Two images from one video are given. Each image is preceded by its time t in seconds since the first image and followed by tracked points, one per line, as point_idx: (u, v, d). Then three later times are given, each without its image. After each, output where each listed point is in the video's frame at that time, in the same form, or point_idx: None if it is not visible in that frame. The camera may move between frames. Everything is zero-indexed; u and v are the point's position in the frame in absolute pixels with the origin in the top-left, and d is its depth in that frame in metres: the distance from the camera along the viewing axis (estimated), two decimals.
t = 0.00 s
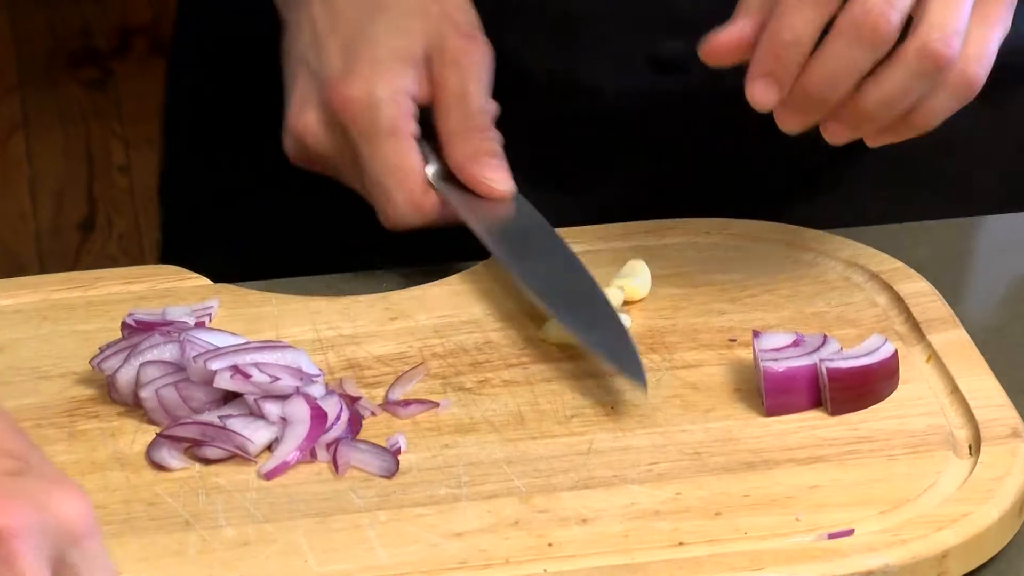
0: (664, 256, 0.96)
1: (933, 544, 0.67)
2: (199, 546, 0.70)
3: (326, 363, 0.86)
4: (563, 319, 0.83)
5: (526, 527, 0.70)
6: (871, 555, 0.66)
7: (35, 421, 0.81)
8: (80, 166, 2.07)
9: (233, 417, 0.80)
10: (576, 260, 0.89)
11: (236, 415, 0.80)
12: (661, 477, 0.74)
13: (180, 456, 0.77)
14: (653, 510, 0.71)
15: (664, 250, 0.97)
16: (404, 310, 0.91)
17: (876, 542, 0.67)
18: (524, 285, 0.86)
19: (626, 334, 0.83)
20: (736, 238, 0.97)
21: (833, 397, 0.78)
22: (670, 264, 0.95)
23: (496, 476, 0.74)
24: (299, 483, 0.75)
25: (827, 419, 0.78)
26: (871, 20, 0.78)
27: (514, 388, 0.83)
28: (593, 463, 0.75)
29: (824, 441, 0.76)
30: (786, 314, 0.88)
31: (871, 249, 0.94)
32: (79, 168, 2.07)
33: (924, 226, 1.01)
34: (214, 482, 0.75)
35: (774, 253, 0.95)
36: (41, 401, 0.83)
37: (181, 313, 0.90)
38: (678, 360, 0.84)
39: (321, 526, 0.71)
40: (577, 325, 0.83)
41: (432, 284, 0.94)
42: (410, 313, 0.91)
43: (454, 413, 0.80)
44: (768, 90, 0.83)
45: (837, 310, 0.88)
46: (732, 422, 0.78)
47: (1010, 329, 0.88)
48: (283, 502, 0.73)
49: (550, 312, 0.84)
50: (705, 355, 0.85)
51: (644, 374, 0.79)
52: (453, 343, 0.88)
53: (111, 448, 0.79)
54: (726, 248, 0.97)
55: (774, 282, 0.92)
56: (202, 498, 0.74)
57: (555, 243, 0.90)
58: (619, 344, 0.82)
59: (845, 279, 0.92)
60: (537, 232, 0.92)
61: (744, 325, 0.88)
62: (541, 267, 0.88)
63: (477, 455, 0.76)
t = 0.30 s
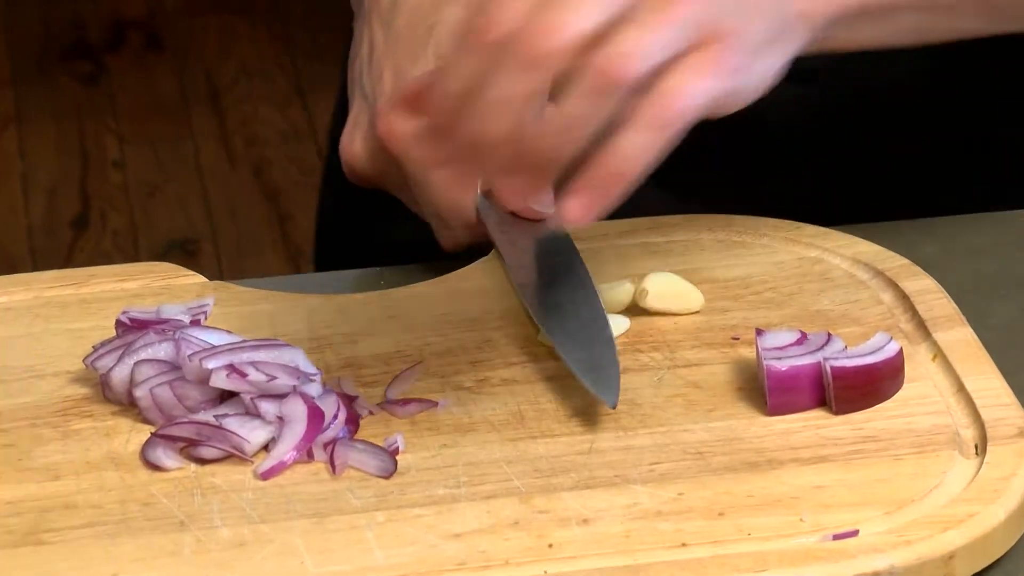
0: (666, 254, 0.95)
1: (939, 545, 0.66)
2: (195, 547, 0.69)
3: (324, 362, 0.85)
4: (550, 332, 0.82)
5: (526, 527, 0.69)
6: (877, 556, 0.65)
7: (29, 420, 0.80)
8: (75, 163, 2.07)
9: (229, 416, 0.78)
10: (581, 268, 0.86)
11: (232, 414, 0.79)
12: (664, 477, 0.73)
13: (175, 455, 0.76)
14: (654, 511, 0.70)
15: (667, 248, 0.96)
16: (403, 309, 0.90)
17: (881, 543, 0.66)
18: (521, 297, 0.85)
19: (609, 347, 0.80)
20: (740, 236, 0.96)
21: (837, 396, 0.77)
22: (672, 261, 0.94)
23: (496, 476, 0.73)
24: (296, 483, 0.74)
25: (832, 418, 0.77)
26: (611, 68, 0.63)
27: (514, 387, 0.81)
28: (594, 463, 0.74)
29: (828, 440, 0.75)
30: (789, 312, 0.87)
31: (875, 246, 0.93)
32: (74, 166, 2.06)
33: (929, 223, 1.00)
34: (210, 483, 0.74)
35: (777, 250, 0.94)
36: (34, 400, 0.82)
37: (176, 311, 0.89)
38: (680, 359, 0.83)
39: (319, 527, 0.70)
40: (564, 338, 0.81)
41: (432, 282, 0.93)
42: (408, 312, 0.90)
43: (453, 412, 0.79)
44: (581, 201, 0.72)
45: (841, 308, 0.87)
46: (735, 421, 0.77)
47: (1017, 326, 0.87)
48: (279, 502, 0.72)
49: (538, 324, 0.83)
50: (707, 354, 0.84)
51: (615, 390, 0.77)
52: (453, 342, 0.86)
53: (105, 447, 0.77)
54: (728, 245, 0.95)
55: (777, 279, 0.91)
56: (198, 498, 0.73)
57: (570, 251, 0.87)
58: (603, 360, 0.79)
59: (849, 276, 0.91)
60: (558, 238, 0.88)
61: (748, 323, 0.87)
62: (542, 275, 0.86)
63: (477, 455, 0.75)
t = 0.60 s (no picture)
0: (666, 253, 0.95)
1: (940, 545, 0.65)
2: (194, 548, 0.68)
3: (324, 362, 0.85)
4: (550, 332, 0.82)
5: (526, 528, 0.69)
6: (879, 556, 0.65)
7: (27, 420, 0.80)
8: (73, 162, 2.06)
9: (228, 416, 0.78)
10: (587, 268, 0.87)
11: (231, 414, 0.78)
12: (664, 477, 0.73)
13: (174, 455, 0.75)
14: (655, 511, 0.70)
15: (667, 248, 0.95)
16: (403, 309, 0.89)
17: (883, 543, 0.66)
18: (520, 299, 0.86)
19: (610, 347, 0.81)
20: (740, 235, 0.96)
21: (838, 395, 0.77)
22: (673, 261, 0.94)
23: (496, 476, 0.73)
24: (295, 483, 0.74)
25: (833, 417, 0.77)
26: (468, 179, 0.57)
27: (514, 387, 0.81)
28: (594, 463, 0.74)
29: (829, 440, 0.75)
30: (790, 312, 0.87)
31: (876, 245, 0.93)
32: (72, 165, 2.06)
33: (930, 222, 0.99)
34: (208, 483, 0.74)
35: (778, 249, 0.94)
36: (33, 400, 0.82)
37: (174, 310, 0.89)
38: (681, 358, 0.83)
39: (318, 527, 0.70)
40: (565, 337, 0.82)
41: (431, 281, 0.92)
42: (408, 311, 0.89)
43: (453, 412, 0.79)
44: (408, 233, 0.56)
45: (842, 307, 0.87)
46: (736, 420, 0.77)
47: (1019, 326, 0.86)
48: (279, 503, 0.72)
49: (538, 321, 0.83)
50: (708, 354, 0.83)
51: (616, 389, 0.77)
52: (453, 342, 0.86)
53: (104, 447, 0.77)
54: (730, 245, 0.95)
55: (778, 278, 0.91)
56: (197, 499, 0.72)
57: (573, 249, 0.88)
58: (603, 360, 0.80)
59: (851, 276, 0.90)
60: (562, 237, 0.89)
61: (748, 323, 0.86)
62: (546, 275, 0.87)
63: (477, 455, 0.75)
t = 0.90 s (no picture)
0: (666, 253, 0.95)
1: (941, 545, 0.65)
2: (193, 548, 0.68)
3: (324, 362, 0.85)
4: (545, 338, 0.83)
5: (526, 528, 0.69)
6: (879, 556, 0.65)
7: (26, 420, 0.80)
8: (73, 162, 2.06)
9: (228, 416, 0.78)
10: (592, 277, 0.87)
11: (231, 414, 0.78)
12: (664, 477, 0.73)
13: (174, 456, 0.75)
14: (655, 511, 0.70)
15: (667, 247, 0.95)
16: (402, 309, 0.89)
17: (883, 543, 0.66)
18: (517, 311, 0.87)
19: (604, 355, 0.80)
20: (740, 235, 0.96)
21: (838, 395, 0.77)
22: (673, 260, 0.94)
23: (495, 476, 0.73)
24: (295, 483, 0.73)
25: (833, 417, 0.77)
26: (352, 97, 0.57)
27: (514, 386, 0.81)
28: (594, 463, 0.74)
29: (829, 440, 0.75)
30: (790, 312, 0.87)
31: (876, 245, 0.93)
32: (71, 165, 2.06)
33: (931, 222, 0.99)
34: (208, 483, 0.74)
35: (779, 249, 0.94)
36: (33, 400, 0.82)
37: (174, 310, 0.89)
38: (681, 358, 0.83)
39: (318, 527, 0.70)
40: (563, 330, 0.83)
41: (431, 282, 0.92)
42: (408, 312, 0.89)
43: (453, 412, 0.79)
44: (304, 124, 0.55)
45: (842, 307, 0.87)
46: (736, 421, 0.77)
47: (1019, 326, 0.86)
48: (279, 503, 0.72)
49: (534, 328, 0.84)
50: (708, 354, 0.83)
51: (607, 400, 0.77)
52: (452, 342, 0.86)
53: (104, 447, 0.77)
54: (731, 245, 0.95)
55: (777, 278, 0.91)
56: (196, 499, 0.72)
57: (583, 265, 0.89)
58: (595, 367, 0.80)
59: (851, 276, 0.90)
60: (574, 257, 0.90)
61: (748, 323, 0.86)
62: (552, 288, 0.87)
63: (477, 455, 0.75)
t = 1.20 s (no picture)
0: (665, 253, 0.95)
1: (940, 545, 0.65)
2: (193, 548, 0.68)
3: (323, 363, 0.85)
4: (540, 350, 0.83)
5: (526, 528, 0.69)
6: (879, 556, 0.65)
7: (26, 420, 0.80)
8: (73, 162, 2.06)
9: (227, 417, 0.78)
10: (591, 287, 0.85)
11: (231, 414, 0.78)
12: (663, 477, 0.73)
13: (174, 456, 0.75)
14: (655, 511, 0.70)
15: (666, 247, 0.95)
16: (402, 310, 0.89)
17: (882, 543, 0.66)
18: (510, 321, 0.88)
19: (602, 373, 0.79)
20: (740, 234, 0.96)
21: (837, 396, 0.77)
22: (672, 259, 0.94)
23: (495, 476, 0.73)
24: (295, 483, 0.73)
25: (833, 417, 0.77)
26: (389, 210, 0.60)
27: (513, 386, 0.81)
28: (593, 463, 0.74)
29: (829, 440, 0.75)
30: (790, 312, 0.87)
31: (876, 245, 0.93)
32: (71, 164, 2.06)
33: (931, 222, 0.99)
34: (208, 483, 0.74)
35: (778, 250, 0.94)
36: (33, 400, 0.82)
37: (174, 310, 0.90)
38: (681, 359, 0.83)
39: (317, 527, 0.70)
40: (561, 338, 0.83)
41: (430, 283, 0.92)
42: (407, 311, 0.89)
43: (453, 412, 0.79)
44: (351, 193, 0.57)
45: (841, 307, 0.87)
46: (736, 421, 0.77)
47: (1019, 326, 0.86)
48: (278, 503, 0.72)
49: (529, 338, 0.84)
50: (708, 354, 0.83)
51: (607, 418, 0.76)
52: (451, 342, 0.86)
53: (104, 448, 0.77)
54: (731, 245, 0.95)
55: (777, 278, 0.91)
56: (196, 499, 0.72)
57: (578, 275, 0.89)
58: (592, 378, 0.79)
59: (851, 276, 0.90)
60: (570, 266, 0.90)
61: (748, 323, 0.86)
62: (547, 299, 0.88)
63: (476, 455, 0.75)
